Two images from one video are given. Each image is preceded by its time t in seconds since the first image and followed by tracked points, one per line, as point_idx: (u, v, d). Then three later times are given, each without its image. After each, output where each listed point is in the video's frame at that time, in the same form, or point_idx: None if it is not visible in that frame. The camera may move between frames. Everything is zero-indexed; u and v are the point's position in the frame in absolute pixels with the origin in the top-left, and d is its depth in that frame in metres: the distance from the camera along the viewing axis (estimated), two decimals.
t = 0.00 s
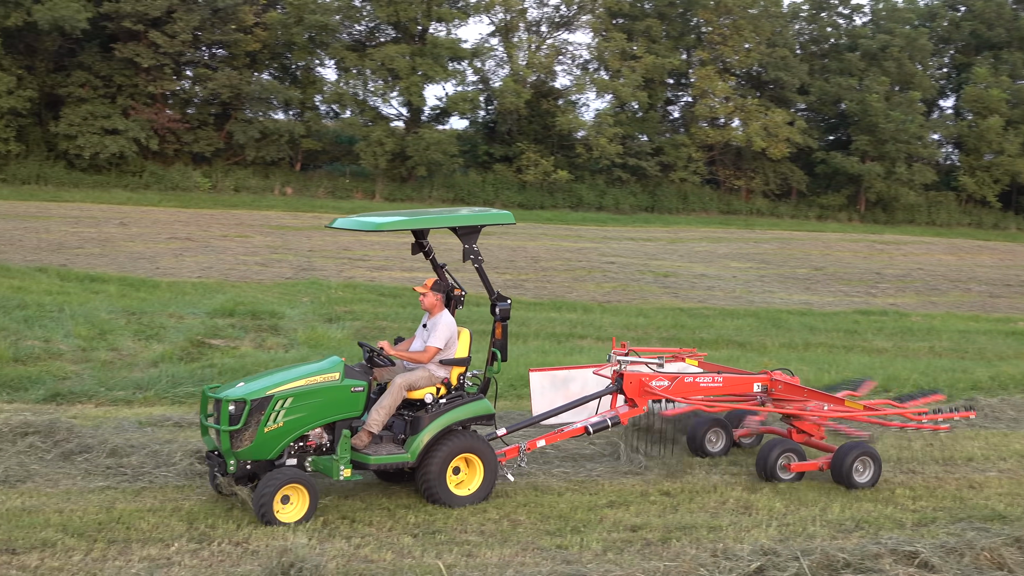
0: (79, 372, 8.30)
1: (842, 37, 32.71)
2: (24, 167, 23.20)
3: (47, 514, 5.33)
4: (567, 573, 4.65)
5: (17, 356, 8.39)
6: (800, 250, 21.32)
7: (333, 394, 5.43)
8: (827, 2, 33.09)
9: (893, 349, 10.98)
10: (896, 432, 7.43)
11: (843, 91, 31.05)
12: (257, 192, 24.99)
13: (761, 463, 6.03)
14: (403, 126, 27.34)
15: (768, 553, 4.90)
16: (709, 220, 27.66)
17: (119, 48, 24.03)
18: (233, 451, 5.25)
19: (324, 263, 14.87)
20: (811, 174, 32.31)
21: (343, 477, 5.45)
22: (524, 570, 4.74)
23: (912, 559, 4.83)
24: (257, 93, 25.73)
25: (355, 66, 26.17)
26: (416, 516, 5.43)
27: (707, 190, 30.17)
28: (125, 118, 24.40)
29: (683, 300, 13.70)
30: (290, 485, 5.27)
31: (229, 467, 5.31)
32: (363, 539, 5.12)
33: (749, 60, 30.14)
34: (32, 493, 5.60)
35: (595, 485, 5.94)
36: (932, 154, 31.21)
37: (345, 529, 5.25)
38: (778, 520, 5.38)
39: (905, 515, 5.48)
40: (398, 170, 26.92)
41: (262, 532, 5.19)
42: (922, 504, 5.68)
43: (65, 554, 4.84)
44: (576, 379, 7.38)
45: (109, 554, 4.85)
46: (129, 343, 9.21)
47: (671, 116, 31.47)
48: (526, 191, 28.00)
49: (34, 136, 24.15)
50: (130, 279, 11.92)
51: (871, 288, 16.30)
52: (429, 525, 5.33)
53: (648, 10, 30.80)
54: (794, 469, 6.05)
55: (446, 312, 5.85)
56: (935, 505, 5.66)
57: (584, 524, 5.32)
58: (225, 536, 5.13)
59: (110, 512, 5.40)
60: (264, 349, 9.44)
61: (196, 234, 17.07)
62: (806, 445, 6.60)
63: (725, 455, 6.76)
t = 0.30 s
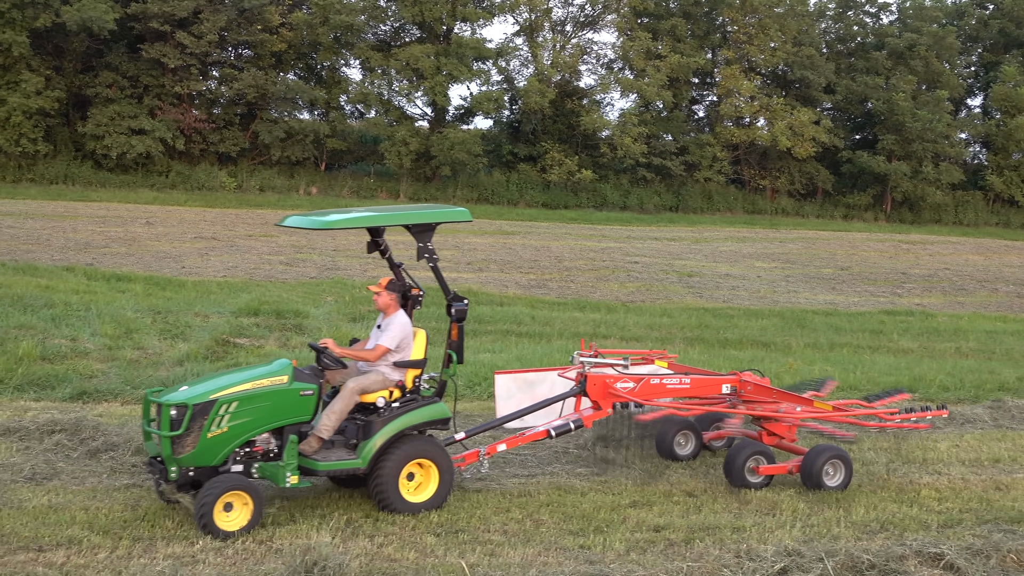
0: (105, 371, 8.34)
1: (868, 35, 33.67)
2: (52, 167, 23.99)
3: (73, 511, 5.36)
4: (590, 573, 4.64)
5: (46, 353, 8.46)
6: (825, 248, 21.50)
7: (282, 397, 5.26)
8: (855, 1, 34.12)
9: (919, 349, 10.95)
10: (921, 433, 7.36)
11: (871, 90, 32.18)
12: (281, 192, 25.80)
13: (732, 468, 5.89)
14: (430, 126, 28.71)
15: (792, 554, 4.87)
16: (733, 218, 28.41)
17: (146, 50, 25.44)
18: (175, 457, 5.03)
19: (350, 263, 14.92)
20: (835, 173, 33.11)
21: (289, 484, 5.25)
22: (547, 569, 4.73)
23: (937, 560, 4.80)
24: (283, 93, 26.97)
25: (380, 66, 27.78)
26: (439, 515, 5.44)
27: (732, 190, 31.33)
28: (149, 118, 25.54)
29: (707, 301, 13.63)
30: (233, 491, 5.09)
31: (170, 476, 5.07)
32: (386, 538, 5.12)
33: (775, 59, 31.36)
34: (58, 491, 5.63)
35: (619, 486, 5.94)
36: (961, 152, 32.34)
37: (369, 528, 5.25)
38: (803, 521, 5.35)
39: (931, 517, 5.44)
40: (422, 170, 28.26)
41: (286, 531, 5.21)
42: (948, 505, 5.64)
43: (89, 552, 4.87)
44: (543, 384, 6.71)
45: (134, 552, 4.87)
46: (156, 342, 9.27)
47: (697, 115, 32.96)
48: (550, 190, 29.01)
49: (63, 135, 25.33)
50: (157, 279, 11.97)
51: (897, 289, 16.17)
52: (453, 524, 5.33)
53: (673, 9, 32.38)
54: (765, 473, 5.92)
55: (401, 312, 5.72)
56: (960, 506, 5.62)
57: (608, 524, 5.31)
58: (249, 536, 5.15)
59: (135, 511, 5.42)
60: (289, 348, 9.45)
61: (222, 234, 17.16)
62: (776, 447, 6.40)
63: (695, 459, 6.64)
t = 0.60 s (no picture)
0: (157, 367, 8.45)
1: (920, 34, 31.68)
2: (104, 166, 23.92)
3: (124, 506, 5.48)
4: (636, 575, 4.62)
5: (98, 351, 8.58)
6: (878, 251, 20.97)
7: (248, 400, 5.16)
8: None
9: (973, 353, 10.73)
10: (973, 437, 7.23)
11: (923, 89, 30.47)
12: (331, 190, 25.49)
13: (723, 478, 5.71)
14: (476, 126, 27.69)
15: (841, 558, 4.81)
16: (782, 219, 27.68)
17: (198, 51, 24.88)
18: (136, 461, 4.96)
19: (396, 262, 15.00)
20: (886, 174, 31.82)
21: (257, 490, 5.16)
22: (593, 570, 4.71)
23: (991, 567, 4.71)
24: (331, 94, 26.25)
25: (427, 66, 26.78)
26: (485, 515, 5.43)
27: (780, 190, 29.87)
28: (200, 118, 25.10)
29: (754, 302, 13.56)
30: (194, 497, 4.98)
31: (132, 480, 5.01)
32: (432, 537, 5.14)
33: (826, 58, 29.70)
34: (113, 485, 5.75)
35: (665, 489, 5.91)
36: (1012, 153, 30.61)
37: (415, 526, 5.27)
38: (851, 525, 5.28)
39: (984, 523, 5.34)
40: (470, 169, 27.33)
41: (332, 528, 5.25)
42: (1002, 512, 5.53)
43: (141, 546, 4.98)
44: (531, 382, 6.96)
45: (183, 547, 4.96)
46: (205, 339, 9.33)
47: (744, 115, 31.37)
48: (596, 190, 28.10)
49: (114, 135, 24.91)
50: (206, 276, 12.08)
51: (948, 291, 16.01)
52: (498, 523, 5.32)
53: (721, 8, 30.66)
54: (756, 481, 5.75)
55: (375, 312, 5.61)
56: (1014, 514, 5.51)
57: (654, 526, 5.28)
58: (295, 533, 5.19)
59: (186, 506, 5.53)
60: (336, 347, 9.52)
61: (270, 233, 17.29)
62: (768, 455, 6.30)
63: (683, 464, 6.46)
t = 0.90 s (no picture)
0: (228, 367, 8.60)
1: (997, 33, 30.96)
2: (178, 167, 24.28)
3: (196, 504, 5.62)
4: None
5: (171, 349, 8.81)
6: (951, 255, 20.56)
7: (229, 400, 5.08)
8: None
9: None
10: None
11: (998, 89, 29.80)
12: (398, 192, 25.90)
13: (729, 487, 5.63)
14: (544, 127, 27.63)
15: (913, 568, 4.73)
16: (853, 222, 27.34)
17: (268, 54, 25.31)
18: (114, 460, 4.92)
19: (462, 263, 15.10)
20: (961, 176, 31.17)
21: (235, 492, 5.08)
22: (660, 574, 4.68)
23: None
24: (399, 96, 26.38)
25: (494, 68, 26.75)
26: (550, 517, 5.43)
27: (851, 192, 29.53)
28: (270, 121, 25.59)
29: (824, 305, 13.39)
30: (161, 500, 4.92)
31: (110, 480, 4.98)
32: (497, 538, 5.15)
33: (898, 59, 29.05)
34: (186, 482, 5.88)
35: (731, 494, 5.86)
36: None
37: (480, 526, 5.29)
38: (923, 534, 5.19)
39: None
40: (536, 171, 27.29)
41: (398, 527, 5.28)
42: None
43: (211, 542, 5.08)
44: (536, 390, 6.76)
45: (253, 544, 5.05)
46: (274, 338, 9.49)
47: (815, 116, 30.64)
48: (663, 193, 28.16)
49: (188, 138, 25.34)
50: (275, 278, 12.22)
51: None
52: (563, 525, 5.32)
53: (792, 9, 30.17)
54: (762, 490, 5.65)
55: (365, 312, 5.49)
56: None
57: (720, 531, 5.23)
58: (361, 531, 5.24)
59: (255, 505, 5.62)
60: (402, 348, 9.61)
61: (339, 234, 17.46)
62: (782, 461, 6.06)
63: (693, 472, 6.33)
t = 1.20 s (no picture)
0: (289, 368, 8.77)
1: None
2: (242, 171, 24.94)
3: (259, 505, 5.72)
4: None
5: (234, 350, 8.99)
6: (1020, 260, 20.15)
7: (200, 403, 5.06)
8: None
9: None
10: None
11: None
12: (457, 196, 26.09)
13: (724, 495, 5.49)
14: (603, 130, 27.67)
15: None
16: (918, 227, 27.03)
17: (330, 58, 25.80)
18: (81, 465, 4.91)
19: (521, 267, 15.17)
20: None
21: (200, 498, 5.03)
22: None
23: None
24: (459, 100, 26.59)
25: (554, 72, 26.61)
26: (608, 521, 5.41)
27: (917, 196, 29.30)
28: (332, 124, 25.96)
29: (888, 311, 13.29)
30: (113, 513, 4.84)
31: (77, 484, 4.96)
32: (555, 541, 5.14)
33: (966, 60, 28.27)
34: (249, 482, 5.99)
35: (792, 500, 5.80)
36: None
37: (538, 530, 5.28)
38: (991, 545, 5.08)
39: None
40: (596, 175, 27.38)
41: (456, 530, 5.29)
42: None
43: (272, 541, 5.14)
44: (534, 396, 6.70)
45: (313, 544, 5.09)
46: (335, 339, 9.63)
47: (878, 118, 30.17)
48: (724, 196, 28.08)
49: (251, 142, 25.85)
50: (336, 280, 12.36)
51: None
52: (621, 530, 5.30)
53: (855, 10, 29.43)
54: (760, 498, 5.50)
55: (343, 312, 5.41)
56: None
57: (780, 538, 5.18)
58: (420, 532, 5.27)
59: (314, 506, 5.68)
60: (461, 350, 9.72)
61: (400, 237, 17.64)
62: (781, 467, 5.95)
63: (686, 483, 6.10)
